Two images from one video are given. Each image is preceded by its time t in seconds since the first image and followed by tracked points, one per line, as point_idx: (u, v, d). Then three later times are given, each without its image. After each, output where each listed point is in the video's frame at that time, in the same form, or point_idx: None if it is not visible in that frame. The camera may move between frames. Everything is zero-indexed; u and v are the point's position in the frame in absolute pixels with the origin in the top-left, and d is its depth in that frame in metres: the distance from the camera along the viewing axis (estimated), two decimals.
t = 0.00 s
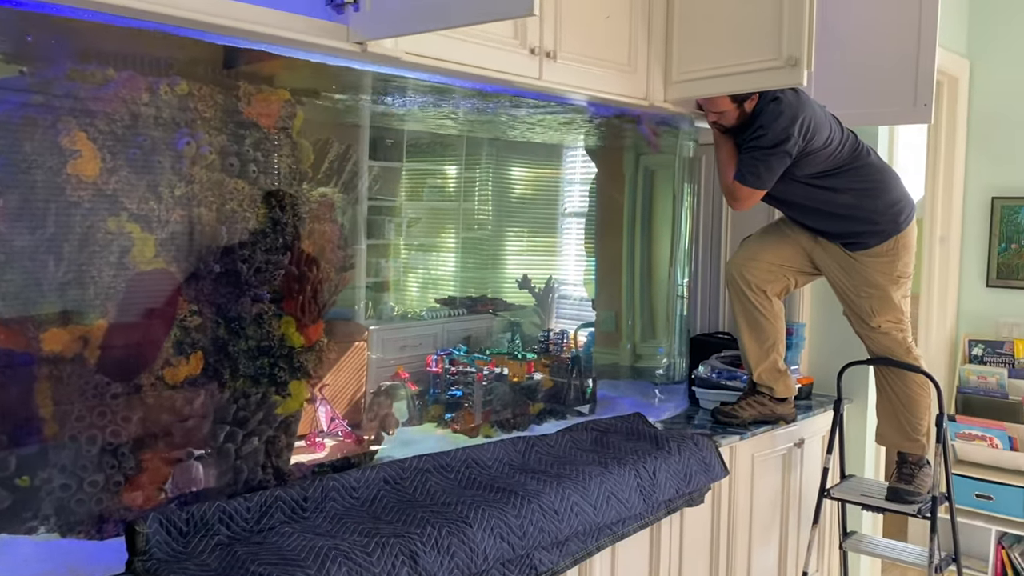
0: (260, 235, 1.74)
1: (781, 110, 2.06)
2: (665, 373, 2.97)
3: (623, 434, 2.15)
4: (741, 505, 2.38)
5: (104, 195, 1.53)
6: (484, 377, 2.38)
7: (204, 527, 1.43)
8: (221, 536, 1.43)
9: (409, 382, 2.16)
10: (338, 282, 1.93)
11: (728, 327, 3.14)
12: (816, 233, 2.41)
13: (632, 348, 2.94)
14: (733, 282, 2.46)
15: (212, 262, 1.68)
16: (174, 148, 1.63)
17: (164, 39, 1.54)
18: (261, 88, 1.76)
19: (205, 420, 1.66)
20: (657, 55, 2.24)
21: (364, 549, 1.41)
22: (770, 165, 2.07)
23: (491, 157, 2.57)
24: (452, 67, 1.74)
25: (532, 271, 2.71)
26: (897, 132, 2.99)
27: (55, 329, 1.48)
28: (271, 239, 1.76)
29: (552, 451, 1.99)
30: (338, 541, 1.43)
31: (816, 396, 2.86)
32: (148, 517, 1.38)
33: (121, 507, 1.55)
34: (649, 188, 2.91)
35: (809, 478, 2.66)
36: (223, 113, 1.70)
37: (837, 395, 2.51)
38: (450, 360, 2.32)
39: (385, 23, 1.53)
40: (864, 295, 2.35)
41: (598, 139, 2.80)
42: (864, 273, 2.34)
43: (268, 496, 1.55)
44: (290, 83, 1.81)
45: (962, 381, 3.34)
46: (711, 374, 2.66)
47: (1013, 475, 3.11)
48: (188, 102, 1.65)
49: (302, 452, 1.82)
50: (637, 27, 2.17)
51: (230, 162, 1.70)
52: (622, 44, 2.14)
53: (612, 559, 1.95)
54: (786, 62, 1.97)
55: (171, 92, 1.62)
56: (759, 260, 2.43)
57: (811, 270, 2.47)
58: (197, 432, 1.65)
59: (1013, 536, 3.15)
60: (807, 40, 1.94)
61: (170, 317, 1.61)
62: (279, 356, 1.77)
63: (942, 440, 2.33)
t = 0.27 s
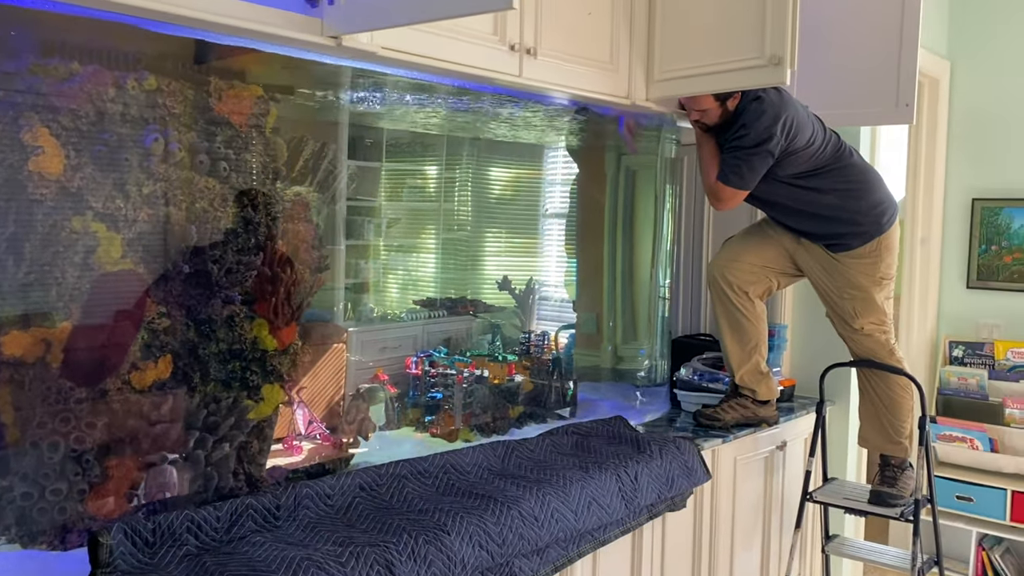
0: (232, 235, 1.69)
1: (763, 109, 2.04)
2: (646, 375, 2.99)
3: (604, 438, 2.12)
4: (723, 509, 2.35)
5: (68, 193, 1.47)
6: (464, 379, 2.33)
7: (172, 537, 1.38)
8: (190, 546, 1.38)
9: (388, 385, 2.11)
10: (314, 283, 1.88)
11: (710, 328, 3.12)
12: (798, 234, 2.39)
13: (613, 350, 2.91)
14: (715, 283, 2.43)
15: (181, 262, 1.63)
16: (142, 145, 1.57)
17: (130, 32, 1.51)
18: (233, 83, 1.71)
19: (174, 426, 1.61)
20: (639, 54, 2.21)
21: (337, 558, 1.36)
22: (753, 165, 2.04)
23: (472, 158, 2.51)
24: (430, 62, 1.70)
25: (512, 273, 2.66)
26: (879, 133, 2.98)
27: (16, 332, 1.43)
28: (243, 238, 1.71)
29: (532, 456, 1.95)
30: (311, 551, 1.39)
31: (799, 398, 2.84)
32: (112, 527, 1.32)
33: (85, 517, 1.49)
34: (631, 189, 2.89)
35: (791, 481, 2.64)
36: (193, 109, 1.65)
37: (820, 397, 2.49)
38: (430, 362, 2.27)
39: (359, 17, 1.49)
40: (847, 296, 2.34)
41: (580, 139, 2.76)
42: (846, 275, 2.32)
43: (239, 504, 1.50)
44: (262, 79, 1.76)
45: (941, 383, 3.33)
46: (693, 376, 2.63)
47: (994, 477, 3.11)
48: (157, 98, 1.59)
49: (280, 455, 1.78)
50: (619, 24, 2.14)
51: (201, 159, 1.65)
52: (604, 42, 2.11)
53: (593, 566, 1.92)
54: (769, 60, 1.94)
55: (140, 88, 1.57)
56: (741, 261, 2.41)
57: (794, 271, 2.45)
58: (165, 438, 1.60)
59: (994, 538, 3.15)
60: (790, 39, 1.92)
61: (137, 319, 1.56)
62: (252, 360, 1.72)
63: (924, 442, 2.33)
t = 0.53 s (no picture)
0: (210, 231, 1.62)
1: (754, 103, 2.00)
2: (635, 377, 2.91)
3: (594, 440, 2.07)
4: (713, 512, 2.32)
5: (37, 186, 1.40)
6: (447, 380, 2.28)
7: (147, 547, 1.32)
8: (166, 557, 1.32)
9: (369, 386, 2.05)
10: (294, 282, 1.80)
11: (697, 328, 3.09)
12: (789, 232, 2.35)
13: (599, 351, 2.86)
14: (703, 282, 2.39)
15: (157, 260, 1.55)
16: (115, 137, 1.50)
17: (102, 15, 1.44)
18: (211, 73, 1.64)
19: (150, 430, 1.54)
20: (629, 47, 2.17)
21: (321, 569, 1.30)
22: (744, 161, 2.00)
23: (454, 155, 2.48)
24: (417, 53, 1.65)
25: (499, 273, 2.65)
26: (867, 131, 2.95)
27: None
28: (221, 235, 1.64)
29: (521, 459, 1.90)
30: (293, 561, 1.32)
31: (787, 399, 2.81)
32: (82, 539, 1.25)
33: (55, 526, 1.42)
34: (618, 187, 2.83)
35: (780, 482, 2.60)
36: (169, 99, 1.58)
37: (810, 397, 2.46)
38: (412, 363, 2.22)
39: (344, 3, 1.43)
40: (838, 296, 2.31)
41: (565, 136, 2.72)
42: (838, 274, 2.29)
43: (218, 512, 1.43)
44: (241, 69, 1.70)
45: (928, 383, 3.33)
46: (681, 377, 2.59)
47: (980, 477, 3.10)
48: (131, 88, 1.52)
49: (259, 458, 1.72)
50: (608, 17, 2.09)
51: (177, 152, 1.58)
52: (594, 35, 2.06)
53: (584, 572, 1.87)
54: (761, 54, 1.90)
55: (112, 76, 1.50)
56: (730, 259, 2.37)
57: (784, 270, 2.42)
58: (140, 443, 1.53)
59: (980, 538, 3.14)
60: (784, 31, 1.88)
61: (111, 320, 1.49)
62: (230, 362, 1.65)
63: (915, 445, 2.31)
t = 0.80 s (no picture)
0: (191, 236, 1.53)
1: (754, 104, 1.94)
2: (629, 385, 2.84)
3: (591, 453, 2.00)
4: (712, 526, 2.25)
5: (2, 188, 1.30)
6: (431, 388, 2.19)
7: None
8: None
9: (352, 395, 1.95)
10: (279, 290, 1.71)
11: (690, 335, 3.03)
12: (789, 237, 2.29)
13: (592, 358, 2.78)
14: (699, 286, 2.33)
15: (134, 267, 1.45)
16: (90, 135, 1.40)
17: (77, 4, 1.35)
18: (192, 69, 1.55)
19: (126, 448, 1.44)
20: (626, 46, 2.10)
21: None
22: (744, 164, 1.95)
23: (438, 156, 2.41)
24: (411, 48, 1.57)
25: (489, 277, 2.61)
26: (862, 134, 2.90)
27: None
28: (202, 240, 1.54)
29: (517, 474, 1.82)
30: None
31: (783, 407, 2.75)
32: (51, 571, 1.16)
33: (23, 552, 1.32)
34: (611, 191, 2.76)
35: (778, 494, 2.54)
36: (148, 96, 1.48)
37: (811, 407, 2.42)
38: (396, 368, 2.14)
39: None
40: (838, 302, 2.26)
41: (557, 138, 2.65)
42: (838, 280, 2.24)
43: (199, 537, 1.34)
44: (225, 65, 1.60)
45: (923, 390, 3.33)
46: (677, 386, 2.53)
47: (976, 485, 3.06)
48: (105, 84, 1.42)
49: (239, 467, 1.62)
50: (606, 15, 2.02)
51: (155, 152, 1.49)
52: (591, 32, 1.99)
53: None
54: (766, 53, 1.84)
55: (86, 71, 1.40)
56: (728, 265, 2.31)
57: (783, 277, 2.37)
58: (115, 462, 1.43)
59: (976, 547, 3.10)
60: (790, 30, 1.81)
61: (84, 331, 1.39)
62: (212, 375, 1.56)
63: (919, 454, 2.25)
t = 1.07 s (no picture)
0: (164, 244, 1.43)
1: (755, 107, 1.89)
2: (621, 396, 2.72)
3: (586, 469, 1.92)
4: (709, 542, 2.18)
5: None
6: (414, 396, 2.10)
7: None
8: None
9: (332, 403, 1.86)
10: (257, 301, 1.61)
11: (682, 343, 2.97)
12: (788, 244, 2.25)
13: (582, 366, 2.69)
14: (696, 296, 2.27)
15: (102, 278, 1.35)
16: (54, 136, 1.29)
17: None
18: (166, 66, 1.45)
19: (93, 472, 1.34)
20: (621, 47, 2.02)
21: None
22: (743, 168, 1.89)
23: (420, 160, 2.28)
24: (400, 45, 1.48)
25: (473, 285, 2.49)
26: (855, 139, 2.85)
27: None
28: (176, 248, 1.44)
29: (510, 494, 1.74)
30: None
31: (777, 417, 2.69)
32: None
33: None
34: (603, 195, 2.69)
35: (774, 507, 2.47)
36: (118, 94, 1.38)
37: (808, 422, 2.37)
38: (378, 376, 2.03)
39: None
40: (840, 312, 2.23)
41: (547, 140, 2.56)
42: (839, 288, 2.21)
43: (172, 570, 1.25)
44: (202, 62, 1.51)
45: (919, 398, 3.47)
46: (671, 397, 2.45)
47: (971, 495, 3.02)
48: (71, 81, 1.32)
49: (216, 477, 1.54)
50: (601, 14, 1.95)
51: (126, 154, 1.39)
52: (585, 32, 1.91)
53: None
54: (768, 54, 1.77)
55: (49, 68, 1.29)
56: (725, 273, 2.26)
57: (782, 285, 2.32)
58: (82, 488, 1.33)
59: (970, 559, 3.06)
60: (793, 30, 1.74)
61: (46, 347, 1.29)
62: (186, 392, 1.46)
63: (920, 469, 2.19)
